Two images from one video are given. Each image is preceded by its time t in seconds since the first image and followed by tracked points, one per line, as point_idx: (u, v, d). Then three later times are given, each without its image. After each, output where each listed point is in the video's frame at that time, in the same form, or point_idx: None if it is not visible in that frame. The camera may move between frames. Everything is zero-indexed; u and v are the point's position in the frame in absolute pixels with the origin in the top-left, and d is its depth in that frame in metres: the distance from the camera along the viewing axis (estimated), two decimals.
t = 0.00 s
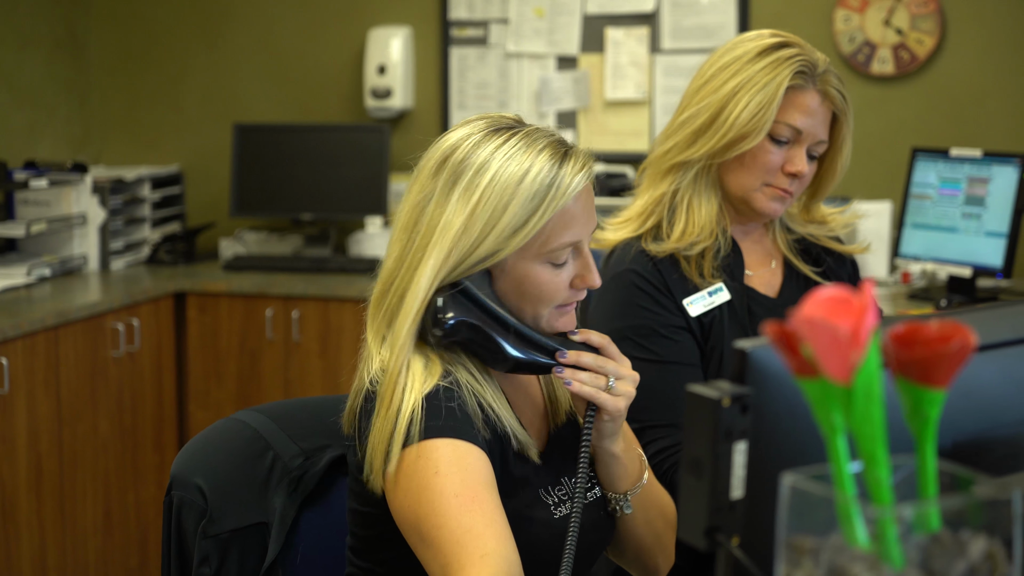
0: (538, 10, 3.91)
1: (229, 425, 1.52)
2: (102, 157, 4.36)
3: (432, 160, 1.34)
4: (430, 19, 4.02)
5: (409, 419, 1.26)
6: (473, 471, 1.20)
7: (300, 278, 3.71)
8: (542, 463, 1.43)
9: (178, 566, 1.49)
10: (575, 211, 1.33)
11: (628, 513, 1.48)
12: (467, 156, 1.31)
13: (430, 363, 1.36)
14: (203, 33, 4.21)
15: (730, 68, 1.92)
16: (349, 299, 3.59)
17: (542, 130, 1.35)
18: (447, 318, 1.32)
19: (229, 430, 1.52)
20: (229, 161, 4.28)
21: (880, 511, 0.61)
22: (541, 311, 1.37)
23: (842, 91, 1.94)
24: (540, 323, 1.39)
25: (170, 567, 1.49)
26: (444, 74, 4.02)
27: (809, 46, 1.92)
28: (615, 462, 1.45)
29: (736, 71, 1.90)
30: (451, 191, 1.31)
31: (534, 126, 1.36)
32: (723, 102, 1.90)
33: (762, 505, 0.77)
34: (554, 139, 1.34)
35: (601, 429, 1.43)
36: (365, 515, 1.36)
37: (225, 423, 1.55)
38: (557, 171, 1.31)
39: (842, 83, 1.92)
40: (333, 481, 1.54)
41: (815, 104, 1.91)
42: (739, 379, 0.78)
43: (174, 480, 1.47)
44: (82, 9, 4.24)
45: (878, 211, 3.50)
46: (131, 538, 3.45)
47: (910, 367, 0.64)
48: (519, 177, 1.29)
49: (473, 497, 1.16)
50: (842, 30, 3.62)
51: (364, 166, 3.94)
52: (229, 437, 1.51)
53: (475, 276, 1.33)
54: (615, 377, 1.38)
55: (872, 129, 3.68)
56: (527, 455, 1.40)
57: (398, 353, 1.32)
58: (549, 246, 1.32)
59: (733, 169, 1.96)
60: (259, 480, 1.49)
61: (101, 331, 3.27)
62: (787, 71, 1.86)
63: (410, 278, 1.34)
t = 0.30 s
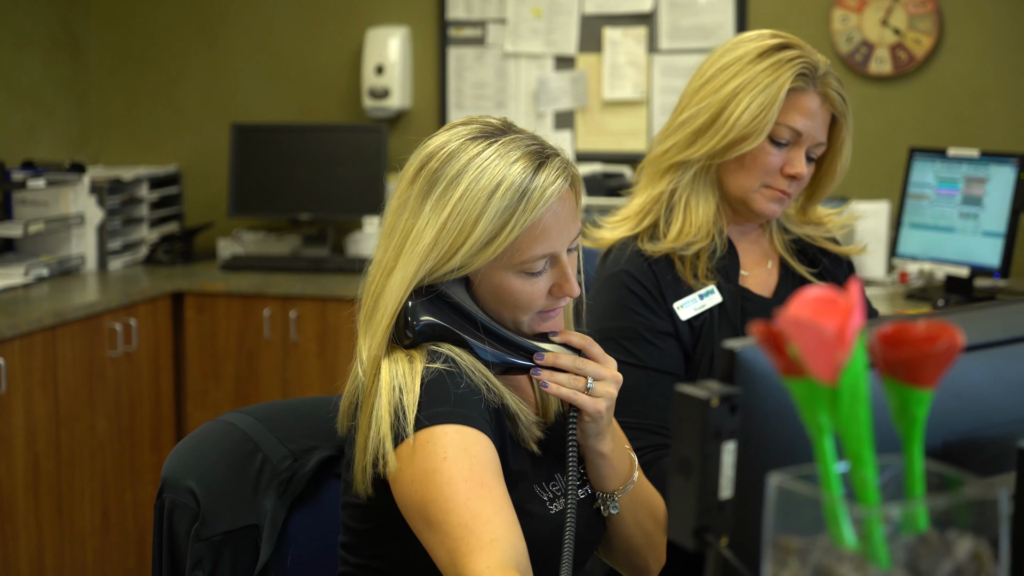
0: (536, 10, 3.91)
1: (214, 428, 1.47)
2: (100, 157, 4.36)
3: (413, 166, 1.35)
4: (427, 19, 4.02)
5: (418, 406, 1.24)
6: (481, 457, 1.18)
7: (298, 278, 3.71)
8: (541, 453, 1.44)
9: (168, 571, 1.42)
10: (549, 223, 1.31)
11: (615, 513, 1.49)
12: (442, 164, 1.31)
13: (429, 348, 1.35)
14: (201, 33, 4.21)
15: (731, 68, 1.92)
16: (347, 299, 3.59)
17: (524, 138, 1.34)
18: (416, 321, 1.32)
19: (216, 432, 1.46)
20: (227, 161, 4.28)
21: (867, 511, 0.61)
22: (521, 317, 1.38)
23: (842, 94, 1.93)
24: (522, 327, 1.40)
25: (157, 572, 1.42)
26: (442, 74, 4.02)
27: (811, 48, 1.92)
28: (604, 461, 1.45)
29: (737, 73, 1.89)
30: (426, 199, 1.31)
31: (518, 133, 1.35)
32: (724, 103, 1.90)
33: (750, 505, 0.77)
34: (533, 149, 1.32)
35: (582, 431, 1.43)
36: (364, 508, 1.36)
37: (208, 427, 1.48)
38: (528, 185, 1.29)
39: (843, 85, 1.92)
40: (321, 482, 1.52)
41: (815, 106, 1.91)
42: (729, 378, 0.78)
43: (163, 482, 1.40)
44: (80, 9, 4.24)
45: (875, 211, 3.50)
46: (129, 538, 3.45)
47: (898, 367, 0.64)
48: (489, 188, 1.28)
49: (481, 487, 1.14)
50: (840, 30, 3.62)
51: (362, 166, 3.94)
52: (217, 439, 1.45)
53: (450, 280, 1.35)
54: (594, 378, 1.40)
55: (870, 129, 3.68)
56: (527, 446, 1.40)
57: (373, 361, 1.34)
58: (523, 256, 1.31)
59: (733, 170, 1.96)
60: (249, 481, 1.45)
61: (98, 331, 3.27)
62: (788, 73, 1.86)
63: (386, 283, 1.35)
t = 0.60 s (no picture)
0: (533, 10, 3.92)
1: (204, 429, 1.45)
2: (98, 156, 4.36)
3: (415, 167, 1.34)
4: (425, 20, 4.02)
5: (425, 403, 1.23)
6: (485, 454, 1.17)
7: (295, 278, 3.71)
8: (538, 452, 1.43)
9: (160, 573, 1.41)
10: (553, 223, 1.31)
11: (609, 508, 1.49)
12: (447, 165, 1.31)
13: (434, 347, 1.34)
14: (198, 33, 4.21)
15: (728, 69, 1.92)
16: (344, 299, 3.59)
17: (526, 139, 1.34)
18: (421, 321, 1.31)
19: (206, 433, 1.44)
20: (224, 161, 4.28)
21: (851, 511, 0.61)
22: (520, 317, 1.39)
23: (839, 96, 1.94)
24: (521, 327, 1.41)
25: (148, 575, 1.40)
26: (439, 74, 4.03)
27: (809, 51, 1.91)
28: (598, 458, 1.45)
29: (735, 73, 1.89)
30: (431, 201, 1.31)
31: (519, 134, 1.35)
32: (721, 103, 1.90)
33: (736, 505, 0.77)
34: (536, 150, 1.32)
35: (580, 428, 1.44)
36: (361, 508, 1.35)
37: (198, 427, 1.46)
38: (534, 185, 1.29)
39: (840, 88, 1.92)
40: (310, 483, 1.51)
41: (812, 107, 1.91)
42: (716, 379, 0.78)
43: (155, 483, 1.38)
44: (77, 9, 4.23)
45: (872, 211, 3.51)
46: (126, 539, 3.45)
47: (882, 368, 0.64)
48: (496, 189, 1.28)
49: (484, 482, 1.14)
50: (837, 30, 3.62)
51: (360, 166, 3.94)
52: (208, 440, 1.43)
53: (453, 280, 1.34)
54: (593, 375, 1.39)
55: (867, 129, 3.68)
56: (526, 444, 1.40)
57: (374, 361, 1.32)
58: (527, 257, 1.32)
59: (728, 170, 1.95)
60: (240, 482, 1.43)
61: (96, 331, 3.27)
62: (787, 74, 1.86)
63: (389, 285, 1.34)
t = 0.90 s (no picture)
0: (530, 10, 3.92)
1: (194, 430, 1.45)
2: (95, 157, 4.36)
3: (421, 168, 1.32)
4: (421, 20, 4.02)
5: (431, 399, 1.23)
6: (488, 452, 1.18)
7: (292, 278, 3.71)
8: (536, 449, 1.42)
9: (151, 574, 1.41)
10: (560, 224, 1.32)
11: (601, 504, 1.50)
12: (458, 167, 1.29)
13: (442, 346, 1.33)
14: (195, 33, 4.21)
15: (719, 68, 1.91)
16: (340, 299, 3.59)
17: (532, 141, 1.34)
18: (432, 321, 1.31)
19: (196, 435, 1.45)
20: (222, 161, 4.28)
21: (832, 510, 0.62)
22: (520, 317, 1.38)
23: (831, 96, 1.94)
24: (519, 326, 1.39)
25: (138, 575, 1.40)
26: (436, 74, 4.03)
27: (800, 50, 1.92)
28: (590, 454, 1.46)
29: (728, 73, 1.89)
30: (442, 202, 1.29)
31: (523, 136, 1.35)
32: (712, 103, 1.90)
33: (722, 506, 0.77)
34: (544, 152, 1.33)
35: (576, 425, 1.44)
36: (361, 506, 1.34)
37: (188, 428, 1.46)
38: (546, 187, 1.29)
39: (831, 87, 1.92)
40: (300, 484, 1.49)
41: (803, 107, 1.91)
42: (701, 378, 0.78)
43: (145, 485, 1.39)
44: (74, 9, 4.23)
45: (868, 211, 3.54)
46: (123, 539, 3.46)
47: (864, 367, 0.64)
48: (510, 192, 1.28)
49: (487, 479, 1.14)
50: (833, 30, 3.62)
51: (356, 166, 3.94)
52: (196, 442, 1.43)
53: (461, 282, 1.32)
54: (591, 373, 1.40)
55: (863, 129, 3.69)
56: (524, 441, 1.39)
57: (380, 361, 1.30)
58: (535, 258, 1.32)
59: (720, 170, 1.95)
60: (230, 483, 1.42)
61: (92, 331, 3.27)
62: (778, 74, 1.86)
63: (398, 287, 1.32)
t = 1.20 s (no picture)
0: (527, 10, 3.92)
1: (182, 431, 1.44)
2: (92, 157, 4.36)
3: (418, 168, 1.31)
4: (418, 20, 4.02)
5: (430, 398, 1.23)
6: (484, 451, 1.18)
7: (288, 278, 3.71)
8: (528, 448, 1.41)
9: None
10: (555, 226, 1.32)
11: (590, 505, 1.49)
12: (456, 168, 1.28)
13: (437, 346, 1.33)
14: (193, 33, 4.21)
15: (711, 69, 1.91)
16: (337, 299, 3.59)
17: (528, 143, 1.33)
18: (427, 321, 1.30)
19: (184, 435, 1.44)
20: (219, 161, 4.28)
21: (813, 510, 0.61)
22: (512, 317, 1.38)
23: (822, 96, 1.94)
24: (511, 327, 1.39)
25: None
26: (433, 74, 4.03)
27: (791, 50, 1.92)
28: (579, 455, 1.46)
29: (719, 73, 1.89)
30: (439, 204, 1.28)
31: (520, 138, 1.34)
32: (704, 104, 1.90)
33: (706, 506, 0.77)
34: (541, 154, 1.32)
35: (568, 425, 1.44)
36: (355, 506, 1.33)
37: (176, 429, 1.45)
38: (544, 189, 1.29)
39: (822, 87, 1.92)
40: (288, 486, 1.49)
41: (795, 107, 1.91)
42: (685, 379, 0.79)
43: (134, 487, 1.38)
44: (71, 9, 4.23)
45: (865, 211, 3.53)
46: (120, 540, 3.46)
47: (846, 367, 0.64)
48: (509, 194, 1.27)
49: (483, 478, 1.14)
50: (830, 30, 3.62)
51: (353, 166, 3.94)
52: (185, 442, 1.42)
53: (456, 282, 1.32)
54: (583, 374, 1.40)
55: (860, 129, 3.69)
56: (517, 441, 1.39)
57: (375, 361, 1.29)
58: (530, 261, 1.31)
59: (712, 170, 1.95)
60: (218, 484, 1.42)
61: (88, 331, 3.27)
62: (769, 74, 1.86)
63: (394, 287, 1.31)
